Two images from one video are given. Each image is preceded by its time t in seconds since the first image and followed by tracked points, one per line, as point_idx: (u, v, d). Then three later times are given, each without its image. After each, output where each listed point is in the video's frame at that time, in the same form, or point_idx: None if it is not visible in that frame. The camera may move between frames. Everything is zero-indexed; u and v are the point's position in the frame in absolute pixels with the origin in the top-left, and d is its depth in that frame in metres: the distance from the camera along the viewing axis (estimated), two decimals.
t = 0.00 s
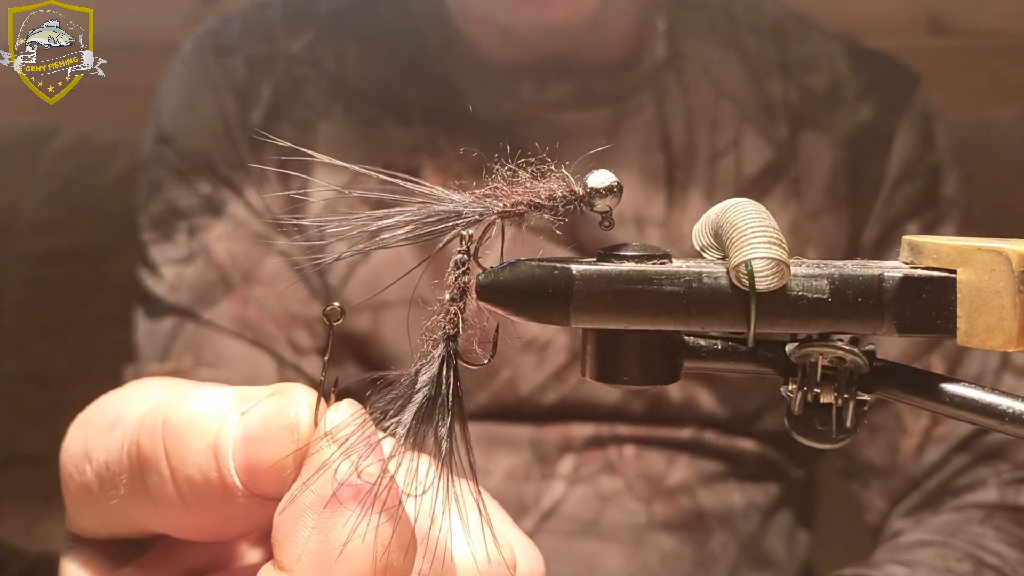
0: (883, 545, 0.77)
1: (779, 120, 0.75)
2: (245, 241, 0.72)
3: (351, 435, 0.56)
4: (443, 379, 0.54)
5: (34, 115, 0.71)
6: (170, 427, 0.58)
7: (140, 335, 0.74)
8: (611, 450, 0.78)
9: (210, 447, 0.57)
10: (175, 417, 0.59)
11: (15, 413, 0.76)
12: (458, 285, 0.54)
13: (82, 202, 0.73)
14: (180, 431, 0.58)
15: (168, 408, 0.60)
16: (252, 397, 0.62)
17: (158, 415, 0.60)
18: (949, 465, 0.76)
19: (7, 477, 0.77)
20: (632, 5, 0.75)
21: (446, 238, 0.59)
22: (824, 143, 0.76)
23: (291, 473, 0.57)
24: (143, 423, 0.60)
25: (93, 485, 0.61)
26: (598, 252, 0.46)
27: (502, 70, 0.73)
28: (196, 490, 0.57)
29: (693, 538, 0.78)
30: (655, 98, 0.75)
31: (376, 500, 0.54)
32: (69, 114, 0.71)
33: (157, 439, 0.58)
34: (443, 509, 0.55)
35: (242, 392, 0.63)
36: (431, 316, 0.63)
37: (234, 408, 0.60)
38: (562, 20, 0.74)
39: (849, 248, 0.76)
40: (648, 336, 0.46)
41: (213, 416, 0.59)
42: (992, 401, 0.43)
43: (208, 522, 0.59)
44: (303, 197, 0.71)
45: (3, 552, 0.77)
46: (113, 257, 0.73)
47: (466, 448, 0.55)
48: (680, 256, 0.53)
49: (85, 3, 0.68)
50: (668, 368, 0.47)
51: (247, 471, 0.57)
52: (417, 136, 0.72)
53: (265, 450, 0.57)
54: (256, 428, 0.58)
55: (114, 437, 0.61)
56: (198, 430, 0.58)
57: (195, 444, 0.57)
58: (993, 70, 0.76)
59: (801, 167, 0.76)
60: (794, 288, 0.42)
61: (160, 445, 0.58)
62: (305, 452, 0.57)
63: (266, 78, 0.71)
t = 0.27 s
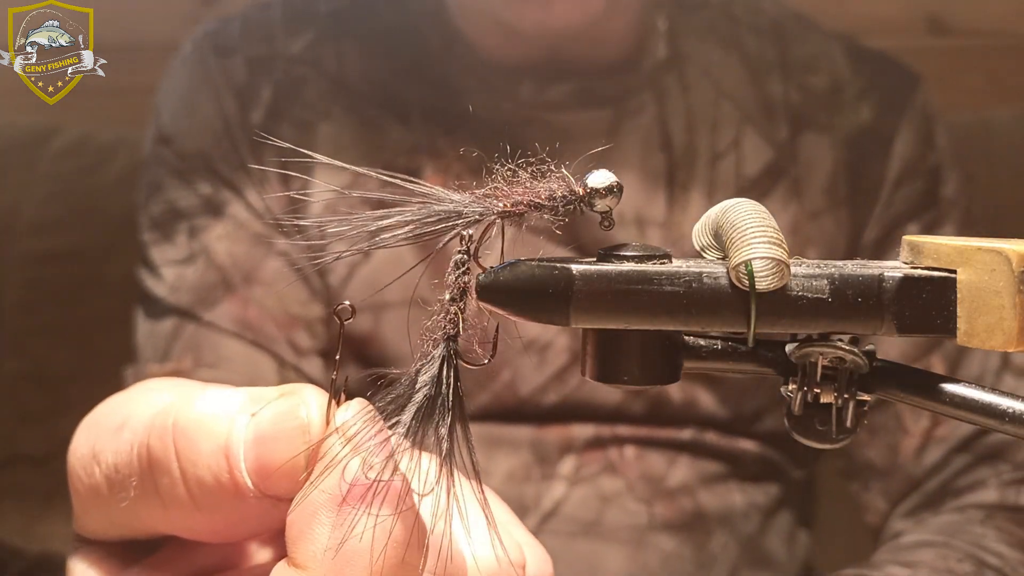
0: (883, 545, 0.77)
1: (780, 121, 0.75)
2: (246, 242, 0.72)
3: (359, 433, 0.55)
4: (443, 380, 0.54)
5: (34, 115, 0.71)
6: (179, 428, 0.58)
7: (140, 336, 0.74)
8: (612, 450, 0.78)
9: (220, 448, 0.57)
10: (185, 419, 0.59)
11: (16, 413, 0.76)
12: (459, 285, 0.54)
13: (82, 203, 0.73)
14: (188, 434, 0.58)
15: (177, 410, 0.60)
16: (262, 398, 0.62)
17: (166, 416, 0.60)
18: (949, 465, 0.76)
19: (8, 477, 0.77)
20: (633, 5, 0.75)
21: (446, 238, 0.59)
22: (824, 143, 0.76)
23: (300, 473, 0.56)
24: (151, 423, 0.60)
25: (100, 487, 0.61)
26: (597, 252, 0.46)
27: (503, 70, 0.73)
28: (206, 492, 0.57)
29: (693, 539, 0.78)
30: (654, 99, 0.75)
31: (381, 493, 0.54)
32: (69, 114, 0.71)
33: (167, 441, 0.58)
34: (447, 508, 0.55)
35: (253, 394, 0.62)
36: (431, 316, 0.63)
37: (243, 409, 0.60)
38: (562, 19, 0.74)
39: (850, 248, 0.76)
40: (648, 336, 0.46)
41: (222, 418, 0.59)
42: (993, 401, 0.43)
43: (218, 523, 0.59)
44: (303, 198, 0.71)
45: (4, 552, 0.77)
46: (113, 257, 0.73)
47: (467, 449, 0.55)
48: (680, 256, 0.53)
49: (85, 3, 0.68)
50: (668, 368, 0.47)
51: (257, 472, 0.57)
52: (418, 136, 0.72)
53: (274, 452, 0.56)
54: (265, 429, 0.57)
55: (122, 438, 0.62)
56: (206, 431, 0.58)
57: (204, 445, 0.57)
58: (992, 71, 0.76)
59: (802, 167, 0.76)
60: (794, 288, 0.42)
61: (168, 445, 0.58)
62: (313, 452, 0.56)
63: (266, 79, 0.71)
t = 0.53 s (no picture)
0: (883, 546, 0.76)
1: (781, 121, 0.75)
2: (246, 242, 0.72)
3: (354, 436, 0.55)
4: (443, 380, 0.54)
5: (34, 115, 0.71)
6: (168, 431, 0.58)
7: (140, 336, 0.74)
8: (612, 451, 0.78)
9: (210, 449, 0.57)
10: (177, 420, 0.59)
11: (16, 413, 0.76)
12: (459, 285, 0.54)
13: (82, 203, 0.73)
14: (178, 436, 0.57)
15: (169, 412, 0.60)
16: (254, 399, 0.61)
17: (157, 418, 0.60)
18: (949, 466, 0.76)
19: (8, 477, 0.77)
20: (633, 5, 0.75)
21: (446, 238, 0.59)
22: (824, 144, 0.76)
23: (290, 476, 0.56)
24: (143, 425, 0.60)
25: (94, 487, 0.61)
26: (597, 252, 0.46)
27: (503, 70, 0.73)
28: (196, 494, 0.57)
29: (693, 539, 0.78)
30: (655, 99, 0.75)
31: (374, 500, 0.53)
32: (69, 114, 0.71)
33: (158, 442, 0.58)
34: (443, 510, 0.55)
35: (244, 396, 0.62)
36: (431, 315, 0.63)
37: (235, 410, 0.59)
38: (562, 20, 0.74)
39: (850, 249, 0.76)
40: (648, 336, 0.46)
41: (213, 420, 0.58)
42: (992, 401, 0.43)
43: (209, 525, 0.59)
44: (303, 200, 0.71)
45: (4, 552, 0.77)
46: (113, 257, 0.73)
47: (467, 448, 0.56)
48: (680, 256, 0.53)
49: (85, 3, 0.68)
50: (668, 368, 0.47)
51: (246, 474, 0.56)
52: (419, 137, 0.72)
53: (264, 454, 0.56)
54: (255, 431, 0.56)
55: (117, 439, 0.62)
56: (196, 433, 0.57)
57: (193, 447, 0.57)
58: (993, 71, 0.76)
59: (803, 167, 0.76)
60: (794, 288, 0.42)
61: (159, 446, 0.58)
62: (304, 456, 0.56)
63: (267, 80, 0.71)
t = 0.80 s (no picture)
0: (884, 546, 0.76)
1: (782, 121, 0.76)
2: (248, 243, 0.72)
3: (354, 434, 0.56)
4: (443, 380, 0.54)
5: (34, 115, 0.71)
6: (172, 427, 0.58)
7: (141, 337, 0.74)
8: (613, 451, 0.78)
9: (214, 446, 0.56)
10: (179, 417, 0.58)
11: (18, 413, 0.76)
12: (459, 285, 0.54)
13: (82, 203, 0.73)
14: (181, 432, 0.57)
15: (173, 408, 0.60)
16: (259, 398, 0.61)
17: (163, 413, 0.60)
18: (949, 466, 0.76)
19: (9, 477, 0.76)
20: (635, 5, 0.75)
21: (446, 238, 0.59)
22: (824, 144, 0.76)
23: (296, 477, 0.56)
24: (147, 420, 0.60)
25: (94, 484, 0.61)
26: (597, 252, 0.46)
27: (503, 70, 0.73)
28: (197, 492, 0.57)
29: (694, 539, 0.77)
30: (656, 100, 0.75)
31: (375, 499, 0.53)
32: (70, 114, 0.71)
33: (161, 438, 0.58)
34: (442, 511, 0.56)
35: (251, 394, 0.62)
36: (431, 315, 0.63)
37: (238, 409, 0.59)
38: (562, 22, 0.74)
39: (851, 250, 0.76)
40: (648, 335, 0.46)
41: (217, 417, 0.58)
42: (993, 401, 0.43)
43: (210, 523, 0.59)
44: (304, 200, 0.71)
45: (4, 552, 0.77)
46: (114, 257, 0.73)
47: (467, 448, 0.56)
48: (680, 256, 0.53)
49: (85, 3, 0.68)
50: (668, 368, 0.47)
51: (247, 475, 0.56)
52: (420, 137, 0.72)
53: (267, 452, 0.56)
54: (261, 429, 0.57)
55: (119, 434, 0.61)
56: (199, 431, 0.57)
57: (196, 443, 0.57)
58: (993, 71, 0.76)
59: (804, 168, 0.76)
60: (794, 288, 0.42)
61: (162, 443, 0.57)
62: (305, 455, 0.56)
63: (268, 80, 0.71)
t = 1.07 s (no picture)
0: (885, 546, 0.76)
1: (784, 122, 0.76)
2: (248, 245, 0.72)
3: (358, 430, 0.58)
4: (444, 380, 0.55)
5: (35, 114, 0.71)
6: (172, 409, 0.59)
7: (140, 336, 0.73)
8: (615, 452, 0.78)
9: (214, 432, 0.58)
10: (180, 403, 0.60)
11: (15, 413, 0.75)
12: (458, 285, 0.54)
13: (82, 203, 0.73)
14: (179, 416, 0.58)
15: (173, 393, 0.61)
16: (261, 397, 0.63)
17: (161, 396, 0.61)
18: (949, 466, 0.76)
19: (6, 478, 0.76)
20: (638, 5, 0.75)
21: (446, 238, 0.59)
22: (826, 145, 0.76)
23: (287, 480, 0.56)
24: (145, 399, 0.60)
25: (80, 444, 0.61)
26: (597, 252, 0.46)
27: (505, 71, 0.73)
28: (180, 467, 0.57)
29: (696, 541, 0.77)
30: (658, 102, 0.75)
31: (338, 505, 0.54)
32: (71, 113, 0.71)
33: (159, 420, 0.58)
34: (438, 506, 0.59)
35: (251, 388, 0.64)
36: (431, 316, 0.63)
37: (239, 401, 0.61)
38: (564, 22, 0.74)
39: (853, 251, 0.76)
40: (648, 335, 0.46)
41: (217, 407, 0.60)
42: (992, 401, 0.43)
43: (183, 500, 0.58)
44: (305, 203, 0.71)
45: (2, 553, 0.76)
46: (116, 257, 0.73)
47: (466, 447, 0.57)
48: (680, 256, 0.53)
49: (84, 3, 0.69)
50: (668, 368, 0.47)
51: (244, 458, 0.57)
52: (422, 138, 0.72)
53: (267, 433, 0.58)
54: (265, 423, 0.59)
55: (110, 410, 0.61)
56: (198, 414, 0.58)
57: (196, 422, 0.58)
58: (994, 71, 0.76)
59: (806, 169, 0.76)
60: (794, 288, 0.42)
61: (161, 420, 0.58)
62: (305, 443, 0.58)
63: (271, 82, 0.71)
